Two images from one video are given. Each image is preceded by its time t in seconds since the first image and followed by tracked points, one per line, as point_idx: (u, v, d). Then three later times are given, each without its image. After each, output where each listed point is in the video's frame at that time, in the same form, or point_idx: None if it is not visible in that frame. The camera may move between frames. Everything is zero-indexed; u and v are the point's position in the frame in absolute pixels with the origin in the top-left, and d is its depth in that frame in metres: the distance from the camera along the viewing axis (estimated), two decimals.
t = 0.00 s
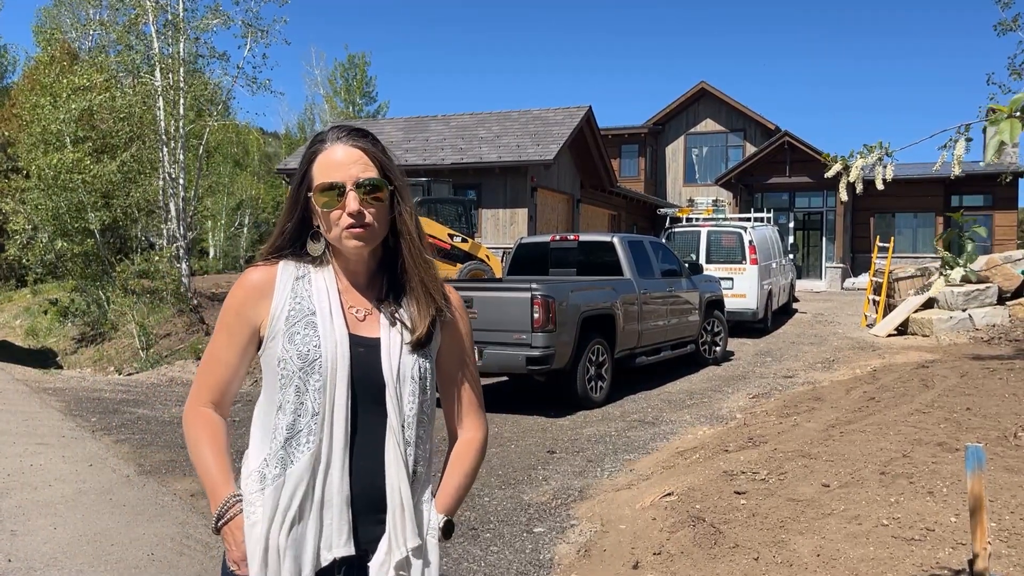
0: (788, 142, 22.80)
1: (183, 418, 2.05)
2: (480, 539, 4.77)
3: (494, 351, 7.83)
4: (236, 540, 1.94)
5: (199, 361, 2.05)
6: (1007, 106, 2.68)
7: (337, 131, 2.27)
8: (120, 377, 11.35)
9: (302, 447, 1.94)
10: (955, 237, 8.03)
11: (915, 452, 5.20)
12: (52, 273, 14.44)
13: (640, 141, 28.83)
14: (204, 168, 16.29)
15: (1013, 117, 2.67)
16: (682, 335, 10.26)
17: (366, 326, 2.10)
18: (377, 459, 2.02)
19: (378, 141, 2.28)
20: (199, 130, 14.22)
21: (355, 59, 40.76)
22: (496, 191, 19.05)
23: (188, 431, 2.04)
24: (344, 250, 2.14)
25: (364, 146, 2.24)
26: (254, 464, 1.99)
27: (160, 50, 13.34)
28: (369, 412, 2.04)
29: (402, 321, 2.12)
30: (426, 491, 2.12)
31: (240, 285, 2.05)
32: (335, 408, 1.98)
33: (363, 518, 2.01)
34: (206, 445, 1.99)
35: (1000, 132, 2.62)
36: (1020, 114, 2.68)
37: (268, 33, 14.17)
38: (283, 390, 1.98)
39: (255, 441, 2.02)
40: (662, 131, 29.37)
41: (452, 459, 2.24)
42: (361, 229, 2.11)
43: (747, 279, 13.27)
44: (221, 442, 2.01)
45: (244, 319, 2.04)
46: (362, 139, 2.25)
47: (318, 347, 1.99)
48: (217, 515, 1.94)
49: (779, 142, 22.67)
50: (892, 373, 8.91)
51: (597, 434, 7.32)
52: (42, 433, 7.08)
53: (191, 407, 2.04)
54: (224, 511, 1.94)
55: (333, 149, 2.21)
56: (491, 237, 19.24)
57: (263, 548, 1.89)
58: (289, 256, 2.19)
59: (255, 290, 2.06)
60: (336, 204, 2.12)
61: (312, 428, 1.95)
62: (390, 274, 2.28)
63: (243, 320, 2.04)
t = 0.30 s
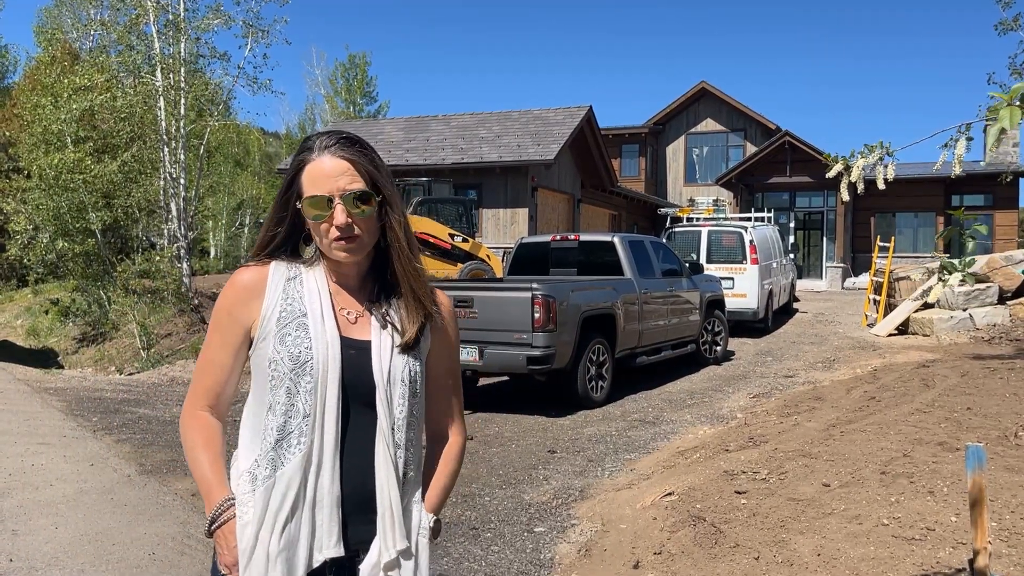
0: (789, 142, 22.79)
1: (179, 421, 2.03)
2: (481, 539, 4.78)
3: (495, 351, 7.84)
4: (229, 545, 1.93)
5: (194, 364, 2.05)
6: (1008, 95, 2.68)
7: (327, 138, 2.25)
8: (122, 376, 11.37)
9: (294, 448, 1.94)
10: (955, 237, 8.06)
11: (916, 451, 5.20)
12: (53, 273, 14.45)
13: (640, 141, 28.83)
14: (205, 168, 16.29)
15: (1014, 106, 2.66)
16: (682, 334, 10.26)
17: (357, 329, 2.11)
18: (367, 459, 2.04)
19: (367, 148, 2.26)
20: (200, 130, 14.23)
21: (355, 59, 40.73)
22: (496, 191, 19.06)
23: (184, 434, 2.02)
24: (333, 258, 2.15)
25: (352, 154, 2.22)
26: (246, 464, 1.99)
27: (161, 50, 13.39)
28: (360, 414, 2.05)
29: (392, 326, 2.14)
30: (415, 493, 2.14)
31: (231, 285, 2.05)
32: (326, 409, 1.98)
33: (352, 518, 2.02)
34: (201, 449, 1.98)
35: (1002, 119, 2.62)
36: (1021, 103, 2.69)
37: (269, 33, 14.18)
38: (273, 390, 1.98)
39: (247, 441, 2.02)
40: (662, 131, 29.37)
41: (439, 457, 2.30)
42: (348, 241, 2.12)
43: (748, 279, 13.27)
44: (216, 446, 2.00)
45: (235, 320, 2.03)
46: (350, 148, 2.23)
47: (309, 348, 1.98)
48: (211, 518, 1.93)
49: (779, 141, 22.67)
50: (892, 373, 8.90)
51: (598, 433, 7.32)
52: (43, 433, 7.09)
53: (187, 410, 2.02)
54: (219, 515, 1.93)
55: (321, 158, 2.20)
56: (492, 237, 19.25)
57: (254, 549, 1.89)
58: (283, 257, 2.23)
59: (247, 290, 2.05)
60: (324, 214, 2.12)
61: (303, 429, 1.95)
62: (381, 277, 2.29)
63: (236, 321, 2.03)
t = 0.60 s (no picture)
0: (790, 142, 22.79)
1: (165, 421, 2.03)
2: (482, 539, 4.78)
3: (496, 351, 7.85)
4: (227, 547, 1.93)
5: (181, 364, 2.04)
6: (999, 99, 2.70)
7: (317, 136, 2.25)
8: (123, 377, 11.42)
9: (291, 455, 1.95)
10: (956, 237, 8.07)
11: (917, 451, 5.20)
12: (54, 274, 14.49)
13: (641, 141, 28.83)
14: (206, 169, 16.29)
15: (1005, 111, 2.68)
16: (683, 334, 10.26)
17: (350, 333, 2.12)
18: (363, 464, 2.04)
19: (357, 145, 2.26)
20: (202, 131, 14.25)
21: (356, 60, 40.74)
22: (498, 191, 19.06)
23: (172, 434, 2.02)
24: (324, 257, 2.15)
25: (342, 152, 2.22)
26: (240, 467, 1.98)
27: (161, 51, 13.39)
28: (356, 420, 2.06)
29: (384, 327, 2.14)
30: (410, 495, 2.15)
31: (221, 286, 2.04)
32: (321, 415, 1.98)
33: (350, 521, 2.03)
34: (192, 450, 1.98)
35: (992, 123, 2.65)
36: (1015, 106, 2.70)
37: (270, 34, 14.20)
38: (266, 396, 1.98)
39: (239, 444, 2.01)
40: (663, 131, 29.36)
41: (431, 457, 2.33)
42: (338, 240, 2.12)
43: (749, 279, 13.27)
44: (207, 446, 2.00)
45: (225, 322, 2.02)
46: (340, 145, 2.24)
47: (304, 354, 1.98)
48: (209, 520, 1.93)
49: (780, 142, 22.67)
50: (894, 373, 8.89)
51: (599, 434, 7.33)
52: (46, 434, 7.10)
53: (174, 410, 2.02)
54: (216, 517, 1.93)
55: (311, 156, 2.20)
56: (493, 237, 19.26)
57: (253, 552, 1.89)
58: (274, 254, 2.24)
59: (237, 292, 2.04)
60: (313, 212, 2.12)
61: (300, 436, 1.96)
62: (371, 276, 2.30)
63: (225, 323, 2.02)
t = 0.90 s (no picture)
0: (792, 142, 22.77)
1: (159, 424, 2.01)
2: (484, 539, 4.78)
3: (498, 351, 7.85)
4: (230, 546, 1.93)
5: (174, 366, 2.03)
6: (1001, 105, 2.71)
7: (311, 138, 2.24)
8: (125, 376, 11.44)
9: (294, 459, 1.95)
10: (958, 236, 8.06)
11: (919, 451, 5.19)
12: (57, 274, 14.51)
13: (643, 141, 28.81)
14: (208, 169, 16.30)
15: (1007, 117, 2.69)
16: (685, 334, 10.26)
17: (348, 336, 2.12)
18: (363, 465, 2.05)
19: (353, 149, 2.26)
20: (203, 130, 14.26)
21: (358, 61, 40.73)
22: (500, 191, 19.06)
23: (167, 436, 2.01)
24: (322, 261, 2.15)
25: (339, 156, 2.22)
26: (240, 467, 1.98)
27: (164, 51, 13.50)
28: (357, 423, 2.06)
29: (382, 331, 2.15)
30: (410, 494, 2.16)
31: (216, 290, 2.03)
32: (321, 419, 1.99)
33: (352, 520, 2.04)
34: (189, 451, 1.97)
35: (994, 131, 2.66)
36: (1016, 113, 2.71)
37: (272, 34, 14.20)
38: (266, 401, 1.98)
39: (237, 446, 2.01)
40: (665, 130, 29.35)
41: (429, 456, 2.33)
42: (338, 245, 2.12)
43: (750, 279, 13.26)
44: (204, 447, 1.99)
45: (220, 325, 2.01)
46: (336, 148, 2.23)
47: (303, 359, 1.99)
48: (211, 519, 1.93)
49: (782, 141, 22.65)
50: (896, 372, 8.88)
51: (601, 433, 7.33)
52: (48, 433, 7.11)
53: (168, 412, 2.00)
54: (219, 517, 1.93)
55: (308, 160, 2.19)
56: (495, 236, 19.27)
57: (256, 552, 1.90)
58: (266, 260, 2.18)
59: (232, 297, 2.04)
60: (312, 218, 2.11)
61: (302, 440, 1.96)
62: (367, 279, 2.30)
63: (221, 327, 2.01)
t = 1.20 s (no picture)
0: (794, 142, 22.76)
1: (163, 425, 2.03)
2: (487, 539, 4.78)
3: (500, 351, 7.84)
4: (237, 545, 1.94)
5: (176, 368, 2.04)
6: (1008, 101, 2.72)
7: (312, 138, 2.24)
8: (128, 377, 11.48)
9: (299, 461, 1.95)
10: (960, 236, 8.07)
11: (922, 451, 5.19)
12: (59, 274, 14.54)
13: (645, 141, 28.81)
14: (210, 169, 16.33)
15: (1014, 112, 2.70)
16: (687, 334, 10.26)
17: (350, 338, 2.12)
18: (368, 467, 2.05)
19: (354, 148, 2.27)
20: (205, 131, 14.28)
21: (360, 61, 40.74)
22: (501, 191, 19.07)
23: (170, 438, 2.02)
24: (323, 260, 2.15)
25: (340, 155, 2.22)
26: (245, 467, 1.99)
27: (166, 51, 13.55)
28: (361, 425, 2.06)
29: (384, 331, 2.15)
30: (414, 493, 2.16)
31: (217, 294, 2.03)
32: (326, 421, 1.99)
33: (358, 520, 2.05)
34: (193, 452, 1.98)
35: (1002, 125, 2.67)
36: (1022, 108, 2.72)
37: (273, 35, 14.22)
38: (271, 404, 1.98)
39: (242, 447, 2.02)
40: (666, 130, 29.33)
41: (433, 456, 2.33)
42: (339, 245, 2.12)
43: (752, 279, 13.25)
44: (208, 448, 2.01)
45: (223, 329, 2.02)
46: (336, 147, 2.23)
47: (306, 362, 1.99)
48: (218, 519, 1.94)
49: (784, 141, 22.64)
50: (898, 372, 8.88)
51: (603, 433, 7.33)
52: (51, 434, 7.13)
53: (171, 413, 2.02)
54: (225, 516, 1.94)
55: (309, 160, 2.19)
56: (497, 237, 19.28)
57: (261, 553, 1.90)
58: (269, 261, 2.19)
59: (234, 300, 2.04)
60: (314, 217, 2.11)
61: (307, 442, 1.96)
62: (369, 277, 2.31)
63: (223, 330, 2.02)
